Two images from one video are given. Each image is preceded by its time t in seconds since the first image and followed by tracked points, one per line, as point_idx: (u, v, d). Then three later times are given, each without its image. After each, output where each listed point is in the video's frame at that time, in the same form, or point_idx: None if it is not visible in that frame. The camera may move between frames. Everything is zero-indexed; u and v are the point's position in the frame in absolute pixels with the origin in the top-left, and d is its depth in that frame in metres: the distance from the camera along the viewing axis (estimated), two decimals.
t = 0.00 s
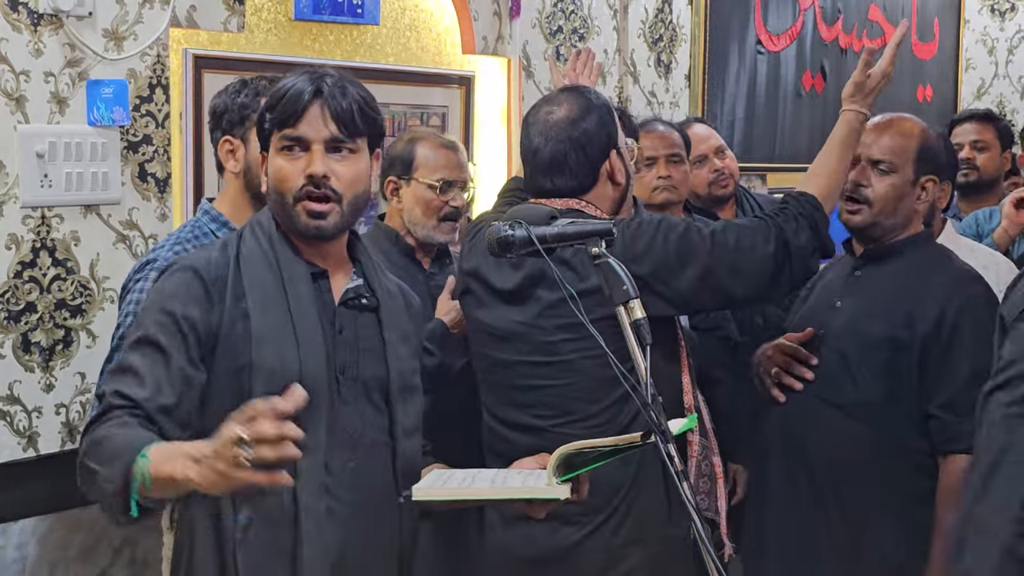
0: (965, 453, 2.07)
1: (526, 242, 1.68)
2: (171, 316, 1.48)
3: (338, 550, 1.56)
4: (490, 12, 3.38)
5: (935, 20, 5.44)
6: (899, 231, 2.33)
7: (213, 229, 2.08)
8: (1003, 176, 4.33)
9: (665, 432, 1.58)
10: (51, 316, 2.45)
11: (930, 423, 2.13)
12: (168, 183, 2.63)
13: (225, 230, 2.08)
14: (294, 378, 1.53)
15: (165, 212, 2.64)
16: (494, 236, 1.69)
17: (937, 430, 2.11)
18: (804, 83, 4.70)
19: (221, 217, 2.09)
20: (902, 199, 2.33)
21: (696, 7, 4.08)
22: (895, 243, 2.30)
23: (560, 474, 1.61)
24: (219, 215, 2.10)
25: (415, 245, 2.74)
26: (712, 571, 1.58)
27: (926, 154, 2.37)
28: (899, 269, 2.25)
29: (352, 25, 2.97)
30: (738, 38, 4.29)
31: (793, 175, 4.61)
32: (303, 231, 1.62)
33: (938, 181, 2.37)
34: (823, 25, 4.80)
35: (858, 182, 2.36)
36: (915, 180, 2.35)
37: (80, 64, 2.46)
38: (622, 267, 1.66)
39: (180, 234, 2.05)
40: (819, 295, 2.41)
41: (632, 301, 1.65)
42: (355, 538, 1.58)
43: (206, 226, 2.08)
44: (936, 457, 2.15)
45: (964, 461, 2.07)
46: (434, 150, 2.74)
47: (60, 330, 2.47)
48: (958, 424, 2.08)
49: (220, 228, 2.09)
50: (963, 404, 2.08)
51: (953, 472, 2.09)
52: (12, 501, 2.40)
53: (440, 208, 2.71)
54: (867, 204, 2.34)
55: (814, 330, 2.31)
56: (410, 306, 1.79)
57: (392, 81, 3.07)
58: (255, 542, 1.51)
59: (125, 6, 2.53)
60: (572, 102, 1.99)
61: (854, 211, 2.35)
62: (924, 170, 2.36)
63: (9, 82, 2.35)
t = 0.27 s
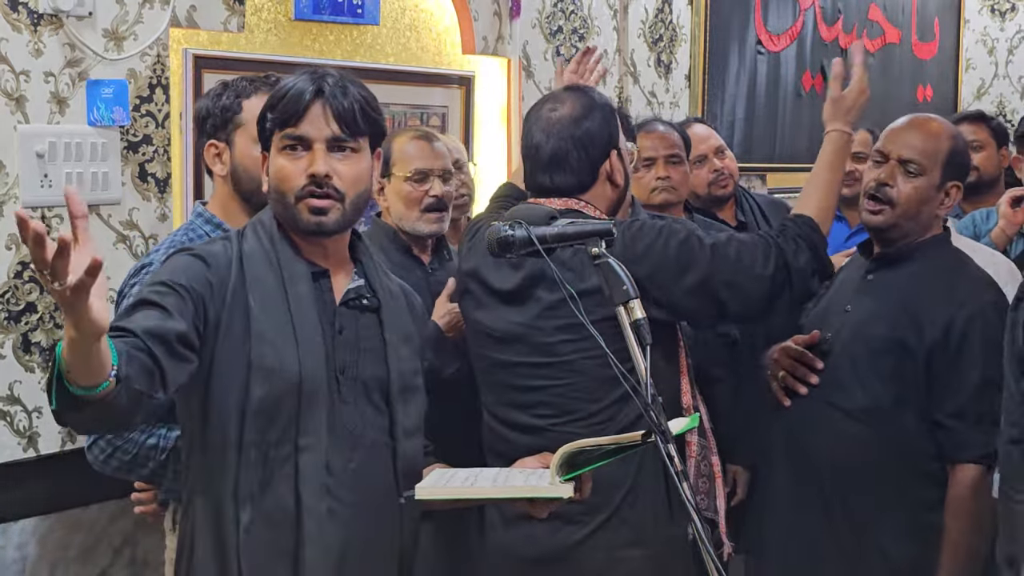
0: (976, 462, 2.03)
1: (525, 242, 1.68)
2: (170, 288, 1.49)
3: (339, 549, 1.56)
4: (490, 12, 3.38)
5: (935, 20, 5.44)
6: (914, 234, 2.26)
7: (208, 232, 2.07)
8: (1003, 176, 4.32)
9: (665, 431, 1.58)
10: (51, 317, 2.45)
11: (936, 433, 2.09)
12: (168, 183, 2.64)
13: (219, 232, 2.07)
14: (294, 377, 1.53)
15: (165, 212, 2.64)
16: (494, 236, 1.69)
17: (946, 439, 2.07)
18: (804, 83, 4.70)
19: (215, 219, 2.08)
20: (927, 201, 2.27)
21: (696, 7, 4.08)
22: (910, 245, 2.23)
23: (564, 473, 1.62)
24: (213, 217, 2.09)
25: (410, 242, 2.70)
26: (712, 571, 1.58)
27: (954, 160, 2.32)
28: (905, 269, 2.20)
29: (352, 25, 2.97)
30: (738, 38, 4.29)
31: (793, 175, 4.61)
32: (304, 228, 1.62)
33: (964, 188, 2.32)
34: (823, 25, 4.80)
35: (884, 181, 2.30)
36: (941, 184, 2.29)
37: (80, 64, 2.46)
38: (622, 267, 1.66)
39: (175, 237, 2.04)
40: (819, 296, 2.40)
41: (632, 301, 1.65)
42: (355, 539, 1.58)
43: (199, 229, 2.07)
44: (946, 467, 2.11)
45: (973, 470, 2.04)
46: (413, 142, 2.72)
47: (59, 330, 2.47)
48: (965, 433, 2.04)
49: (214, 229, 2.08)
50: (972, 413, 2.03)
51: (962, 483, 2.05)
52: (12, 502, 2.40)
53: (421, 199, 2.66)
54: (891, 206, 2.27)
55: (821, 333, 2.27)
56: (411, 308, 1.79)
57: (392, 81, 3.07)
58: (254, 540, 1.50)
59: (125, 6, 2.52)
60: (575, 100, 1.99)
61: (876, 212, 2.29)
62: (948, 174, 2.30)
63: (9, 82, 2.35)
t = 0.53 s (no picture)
0: (980, 474, 2.02)
1: (525, 242, 1.68)
2: (186, 276, 1.49)
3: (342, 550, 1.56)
4: (490, 12, 3.38)
5: (935, 20, 5.44)
6: (927, 236, 2.24)
7: (211, 230, 2.06)
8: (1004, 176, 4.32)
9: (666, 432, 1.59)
10: (51, 316, 2.45)
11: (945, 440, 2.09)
12: (168, 182, 2.64)
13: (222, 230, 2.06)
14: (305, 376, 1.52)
15: (165, 212, 2.64)
16: (493, 236, 1.69)
17: (952, 448, 2.07)
18: (804, 83, 4.70)
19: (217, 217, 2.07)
20: (941, 203, 2.23)
21: (696, 7, 4.08)
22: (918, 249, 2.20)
23: (562, 471, 1.61)
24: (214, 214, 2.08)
25: (409, 245, 2.69)
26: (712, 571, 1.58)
27: (971, 160, 2.27)
28: (914, 273, 2.18)
29: (352, 25, 2.97)
30: (738, 38, 4.29)
31: (793, 175, 4.61)
32: (313, 228, 1.61)
33: (982, 189, 2.27)
34: (823, 25, 4.80)
35: (898, 183, 2.27)
36: (957, 185, 2.24)
37: (80, 64, 2.46)
38: (621, 267, 1.67)
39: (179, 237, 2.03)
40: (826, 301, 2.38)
41: (632, 301, 1.65)
42: (354, 537, 1.58)
43: (202, 227, 2.06)
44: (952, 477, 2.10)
45: (977, 482, 2.03)
46: (410, 143, 2.70)
47: (60, 330, 2.47)
48: (972, 444, 2.03)
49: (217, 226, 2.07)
50: (982, 424, 2.03)
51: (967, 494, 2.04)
52: (13, 501, 2.40)
53: (414, 201, 2.65)
54: (904, 208, 2.24)
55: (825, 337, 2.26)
56: (410, 308, 1.79)
57: (392, 81, 3.07)
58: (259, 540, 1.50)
59: (125, 6, 2.52)
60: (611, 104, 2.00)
61: (890, 215, 2.26)
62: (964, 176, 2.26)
63: (9, 82, 2.35)
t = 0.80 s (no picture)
0: (983, 479, 1.98)
1: (526, 241, 1.68)
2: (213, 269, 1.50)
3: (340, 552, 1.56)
4: (490, 12, 3.38)
5: (935, 20, 5.44)
6: (905, 239, 2.22)
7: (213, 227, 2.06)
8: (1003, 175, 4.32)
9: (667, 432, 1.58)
10: (51, 316, 2.45)
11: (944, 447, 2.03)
12: (168, 182, 2.64)
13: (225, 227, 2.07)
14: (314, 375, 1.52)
15: (166, 211, 2.64)
16: (493, 236, 1.69)
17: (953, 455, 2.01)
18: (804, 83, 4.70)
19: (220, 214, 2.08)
20: (916, 201, 2.20)
21: (696, 7, 4.08)
22: (919, 251, 2.19)
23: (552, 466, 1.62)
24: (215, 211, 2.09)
25: (410, 244, 2.70)
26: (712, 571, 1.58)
27: (948, 152, 2.22)
28: (920, 274, 2.15)
29: (352, 25, 2.97)
30: (738, 38, 4.29)
31: (793, 175, 4.61)
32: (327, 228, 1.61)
33: (963, 185, 2.20)
34: (823, 25, 4.80)
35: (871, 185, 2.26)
36: (932, 182, 2.20)
37: (80, 64, 2.46)
38: (622, 267, 1.67)
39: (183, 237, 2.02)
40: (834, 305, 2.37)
41: (632, 301, 1.65)
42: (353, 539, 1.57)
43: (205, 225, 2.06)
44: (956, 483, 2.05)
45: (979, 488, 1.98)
46: (410, 143, 2.69)
47: (60, 330, 2.47)
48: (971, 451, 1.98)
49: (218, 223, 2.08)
50: (982, 429, 1.98)
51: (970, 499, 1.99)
52: (13, 501, 2.40)
53: (414, 201, 2.65)
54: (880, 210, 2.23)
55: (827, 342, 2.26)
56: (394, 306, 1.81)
57: (393, 81, 3.07)
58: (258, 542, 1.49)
59: (125, 6, 2.52)
60: (610, 100, 1.98)
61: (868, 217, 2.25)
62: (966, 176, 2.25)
63: (9, 82, 2.35)
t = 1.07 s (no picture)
0: (970, 487, 1.94)
1: (526, 242, 1.68)
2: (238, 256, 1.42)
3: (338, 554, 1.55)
4: (490, 12, 3.38)
5: (935, 20, 5.44)
6: (898, 236, 2.21)
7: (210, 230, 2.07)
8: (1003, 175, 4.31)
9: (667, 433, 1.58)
10: (51, 316, 2.45)
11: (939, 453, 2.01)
12: (168, 182, 2.64)
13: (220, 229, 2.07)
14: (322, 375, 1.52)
15: (166, 212, 2.64)
16: (493, 236, 1.68)
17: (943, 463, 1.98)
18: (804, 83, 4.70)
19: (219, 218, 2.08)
20: (892, 197, 2.20)
21: (696, 7, 4.08)
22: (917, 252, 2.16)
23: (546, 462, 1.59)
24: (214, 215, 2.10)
25: (411, 246, 2.69)
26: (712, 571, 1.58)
27: (926, 146, 2.20)
28: (918, 276, 2.13)
29: (352, 25, 2.97)
30: (738, 37, 4.29)
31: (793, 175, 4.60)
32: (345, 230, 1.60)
33: (939, 179, 2.17)
34: (823, 25, 4.80)
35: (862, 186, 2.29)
36: (908, 178, 2.19)
37: (80, 64, 2.46)
38: (622, 267, 1.67)
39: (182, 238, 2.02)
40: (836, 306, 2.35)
41: (632, 301, 1.66)
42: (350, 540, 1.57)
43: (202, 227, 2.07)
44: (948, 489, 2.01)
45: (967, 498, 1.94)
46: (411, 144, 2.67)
47: (60, 330, 2.47)
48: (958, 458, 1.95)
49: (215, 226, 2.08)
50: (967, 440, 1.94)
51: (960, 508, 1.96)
52: (13, 501, 2.41)
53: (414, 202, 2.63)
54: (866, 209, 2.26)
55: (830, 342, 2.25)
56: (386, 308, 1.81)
57: (393, 81, 3.07)
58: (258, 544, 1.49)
59: (125, 6, 2.52)
60: (602, 98, 1.97)
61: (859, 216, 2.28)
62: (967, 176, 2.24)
63: (9, 82, 2.35)
